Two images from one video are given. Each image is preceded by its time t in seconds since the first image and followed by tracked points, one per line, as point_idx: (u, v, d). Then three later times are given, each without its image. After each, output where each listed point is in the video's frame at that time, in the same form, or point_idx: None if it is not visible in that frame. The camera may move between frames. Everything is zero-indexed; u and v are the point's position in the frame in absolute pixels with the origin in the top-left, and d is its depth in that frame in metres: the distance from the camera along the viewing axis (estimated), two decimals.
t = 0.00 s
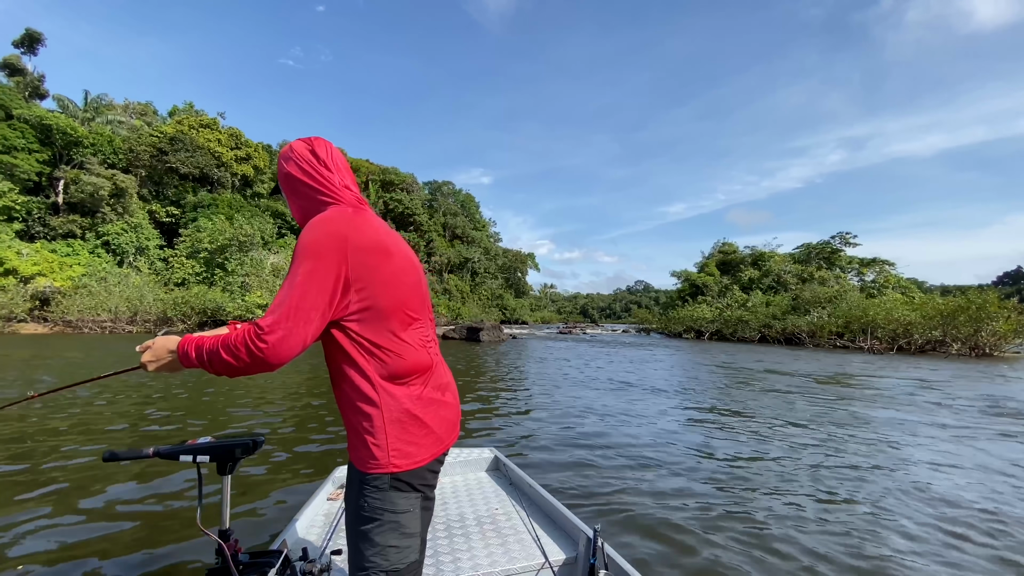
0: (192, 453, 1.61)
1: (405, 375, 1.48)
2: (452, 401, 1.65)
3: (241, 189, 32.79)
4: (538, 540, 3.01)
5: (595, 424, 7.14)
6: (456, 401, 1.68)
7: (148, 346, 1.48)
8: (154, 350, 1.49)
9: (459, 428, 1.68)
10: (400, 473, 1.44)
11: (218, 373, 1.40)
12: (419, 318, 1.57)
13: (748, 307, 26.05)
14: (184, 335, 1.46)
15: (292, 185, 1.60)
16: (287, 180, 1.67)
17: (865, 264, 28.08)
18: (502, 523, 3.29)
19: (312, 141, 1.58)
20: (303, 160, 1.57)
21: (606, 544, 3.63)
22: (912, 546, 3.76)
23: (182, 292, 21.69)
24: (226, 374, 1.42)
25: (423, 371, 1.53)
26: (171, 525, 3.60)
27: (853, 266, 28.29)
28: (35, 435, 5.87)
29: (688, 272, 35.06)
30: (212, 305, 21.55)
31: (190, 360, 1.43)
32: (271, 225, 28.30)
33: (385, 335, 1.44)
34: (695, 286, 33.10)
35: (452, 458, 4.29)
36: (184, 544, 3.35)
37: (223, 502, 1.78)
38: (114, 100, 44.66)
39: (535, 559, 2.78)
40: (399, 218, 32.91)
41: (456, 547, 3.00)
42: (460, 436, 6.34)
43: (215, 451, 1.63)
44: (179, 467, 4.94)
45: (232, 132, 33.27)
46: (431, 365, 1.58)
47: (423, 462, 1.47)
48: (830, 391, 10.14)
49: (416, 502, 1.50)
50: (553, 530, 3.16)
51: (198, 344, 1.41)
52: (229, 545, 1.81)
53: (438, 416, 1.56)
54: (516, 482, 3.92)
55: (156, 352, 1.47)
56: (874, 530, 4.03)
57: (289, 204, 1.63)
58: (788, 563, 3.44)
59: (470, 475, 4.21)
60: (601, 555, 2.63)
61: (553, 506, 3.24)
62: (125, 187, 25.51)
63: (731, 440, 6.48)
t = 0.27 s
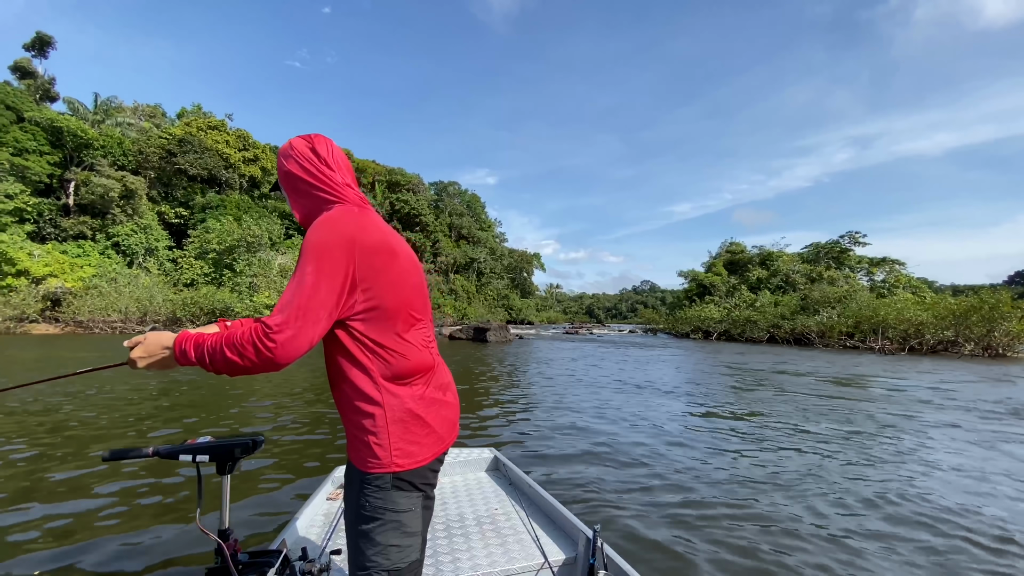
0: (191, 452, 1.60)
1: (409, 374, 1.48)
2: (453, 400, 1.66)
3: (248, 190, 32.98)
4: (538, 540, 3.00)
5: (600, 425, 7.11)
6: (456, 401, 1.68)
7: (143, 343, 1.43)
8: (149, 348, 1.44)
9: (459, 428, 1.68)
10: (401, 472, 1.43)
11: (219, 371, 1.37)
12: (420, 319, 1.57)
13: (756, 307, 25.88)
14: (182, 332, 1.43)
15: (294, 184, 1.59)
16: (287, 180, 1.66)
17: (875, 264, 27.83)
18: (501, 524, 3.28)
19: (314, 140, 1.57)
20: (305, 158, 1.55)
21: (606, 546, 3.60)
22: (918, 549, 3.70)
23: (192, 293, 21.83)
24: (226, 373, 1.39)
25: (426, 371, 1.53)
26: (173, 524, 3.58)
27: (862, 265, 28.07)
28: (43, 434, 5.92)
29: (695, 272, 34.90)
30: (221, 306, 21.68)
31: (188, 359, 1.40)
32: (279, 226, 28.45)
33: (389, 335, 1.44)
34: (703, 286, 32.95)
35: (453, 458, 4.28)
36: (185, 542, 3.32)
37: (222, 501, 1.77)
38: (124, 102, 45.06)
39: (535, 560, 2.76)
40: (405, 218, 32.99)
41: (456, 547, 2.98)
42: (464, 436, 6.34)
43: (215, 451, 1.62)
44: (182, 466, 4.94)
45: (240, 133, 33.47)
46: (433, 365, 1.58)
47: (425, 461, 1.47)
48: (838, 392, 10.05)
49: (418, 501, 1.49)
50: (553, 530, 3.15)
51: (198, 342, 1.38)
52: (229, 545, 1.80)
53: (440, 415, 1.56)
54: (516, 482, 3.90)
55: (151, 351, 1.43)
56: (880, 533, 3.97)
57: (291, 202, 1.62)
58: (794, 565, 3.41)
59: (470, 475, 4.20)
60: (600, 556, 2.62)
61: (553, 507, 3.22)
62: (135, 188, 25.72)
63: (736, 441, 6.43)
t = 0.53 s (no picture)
0: (190, 451, 1.60)
1: (410, 374, 1.47)
2: (451, 400, 1.66)
3: (256, 191, 33.19)
4: (537, 540, 2.98)
5: (604, 425, 7.09)
6: (454, 401, 1.68)
7: (141, 343, 1.40)
8: (147, 348, 1.41)
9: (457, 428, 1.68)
10: (401, 472, 1.43)
11: (220, 371, 1.34)
12: (420, 319, 1.56)
13: (765, 307, 25.71)
14: (181, 332, 1.40)
15: (296, 181, 1.57)
16: (288, 178, 1.63)
17: (885, 263, 27.59)
18: (500, 524, 3.26)
19: (317, 137, 1.56)
20: (308, 155, 1.54)
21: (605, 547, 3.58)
22: (924, 551, 3.65)
23: (201, 294, 22.00)
24: (227, 373, 1.36)
25: (426, 371, 1.53)
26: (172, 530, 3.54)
27: (872, 265, 27.83)
28: (49, 433, 5.97)
29: (703, 272, 34.73)
30: (230, 306, 21.83)
31: (187, 358, 1.37)
32: (287, 227, 28.61)
33: (391, 335, 1.43)
34: (710, 286, 32.78)
35: (451, 458, 4.26)
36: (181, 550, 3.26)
37: (221, 499, 1.77)
38: (134, 105, 45.48)
39: (534, 560, 2.75)
40: (412, 219, 33.06)
41: (454, 547, 2.97)
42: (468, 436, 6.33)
43: (214, 450, 1.62)
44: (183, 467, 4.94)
45: (248, 135, 33.70)
46: (432, 365, 1.58)
47: (425, 461, 1.47)
48: (847, 393, 9.96)
49: (417, 500, 1.49)
50: (551, 530, 3.13)
51: (199, 342, 1.34)
52: (228, 543, 1.79)
53: (439, 415, 1.56)
54: (515, 483, 3.88)
55: (146, 350, 1.40)
56: (885, 534, 3.92)
57: (292, 201, 1.60)
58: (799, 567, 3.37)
59: (469, 476, 4.18)
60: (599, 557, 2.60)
61: (552, 507, 3.21)
62: (145, 190, 25.95)
63: (742, 442, 6.38)
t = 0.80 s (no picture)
0: (190, 449, 1.59)
1: (410, 374, 1.46)
2: (451, 400, 1.65)
3: (265, 192, 33.41)
4: (537, 541, 2.97)
5: (609, 426, 7.05)
6: (454, 402, 1.67)
7: (139, 340, 1.40)
8: (146, 344, 1.40)
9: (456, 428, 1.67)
10: (400, 472, 1.42)
11: (217, 368, 1.34)
12: (420, 319, 1.55)
13: (774, 307, 25.54)
14: (179, 329, 1.39)
15: (296, 179, 1.56)
16: (288, 175, 1.63)
17: (896, 263, 27.33)
18: (499, 524, 3.24)
19: (319, 135, 1.55)
20: (309, 154, 1.53)
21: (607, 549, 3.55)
22: (933, 555, 3.60)
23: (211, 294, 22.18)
24: (224, 370, 1.35)
25: (426, 371, 1.52)
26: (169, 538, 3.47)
27: (883, 265, 27.59)
28: (57, 432, 6.01)
29: (711, 272, 34.56)
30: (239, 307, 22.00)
31: (185, 356, 1.36)
32: (295, 228, 28.78)
33: (390, 334, 1.42)
34: (718, 286, 32.61)
35: (451, 459, 4.24)
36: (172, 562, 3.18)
37: (220, 498, 1.76)
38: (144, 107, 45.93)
39: (533, 560, 2.74)
40: (418, 219, 33.14)
41: (453, 547, 2.96)
42: (473, 436, 6.33)
43: (214, 448, 1.61)
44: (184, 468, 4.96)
45: (256, 136, 33.92)
46: (433, 365, 1.57)
47: (424, 461, 1.46)
48: (855, 394, 9.88)
49: (416, 501, 1.48)
50: (551, 531, 3.11)
51: (196, 338, 1.34)
52: (227, 542, 1.79)
53: (439, 415, 1.54)
54: (514, 483, 3.86)
55: (144, 346, 1.39)
56: (892, 537, 3.87)
57: (293, 199, 1.59)
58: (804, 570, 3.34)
59: (468, 476, 4.16)
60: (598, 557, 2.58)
61: (551, 507, 3.19)
62: (155, 191, 26.19)
63: (747, 444, 6.33)
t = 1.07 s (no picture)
0: (189, 449, 1.59)
1: (410, 376, 1.46)
2: (451, 401, 1.64)
3: (273, 194, 33.62)
4: (536, 542, 2.96)
5: (614, 427, 7.03)
6: (455, 403, 1.67)
7: (134, 336, 1.38)
8: (141, 340, 1.38)
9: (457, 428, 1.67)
10: (400, 473, 1.41)
11: (215, 366, 1.32)
12: (421, 319, 1.55)
13: (784, 307, 25.37)
14: (177, 326, 1.37)
15: (298, 176, 1.55)
16: (289, 172, 1.62)
17: (907, 263, 27.07)
18: (499, 525, 3.23)
19: (322, 132, 1.54)
20: (311, 152, 1.52)
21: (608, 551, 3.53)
22: (942, 560, 3.54)
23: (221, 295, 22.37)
24: (223, 369, 1.34)
25: (426, 372, 1.52)
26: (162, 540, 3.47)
27: (894, 265, 27.35)
28: (65, 431, 6.07)
29: (719, 271, 34.39)
30: (248, 307, 22.16)
31: (182, 354, 1.34)
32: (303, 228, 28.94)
33: (391, 335, 1.42)
34: (727, 286, 32.44)
35: (451, 459, 4.23)
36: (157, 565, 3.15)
37: (221, 497, 1.76)
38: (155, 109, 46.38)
39: (533, 561, 2.73)
40: (425, 220, 33.22)
41: (453, 547, 2.95)
42: (478, 436, 6.33)
43: (215, 448, 1.61)
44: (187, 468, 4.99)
45: (265, 138, 34.16)
46: (433, 366, 1.57)
47: (424, 462, 1.45)
48: (865, 395, 9.79)
49: (416, 503, 1.47)
50: (550, 532, 3.10)
51: (194, 336, 1.32)
52: (228, 541, 1.78)
53: (439, 415, 1.54)
54: (514, 484, 3.84)
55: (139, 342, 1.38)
56: (899, 541, 3.82)
57: (293, 198, 1.58)
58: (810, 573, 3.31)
59: (468, 477, 4.15)
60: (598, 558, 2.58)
61: (550, 508, 3.18)
62: (165, 193, 26.44)
63: (753, 445, 6.28)
